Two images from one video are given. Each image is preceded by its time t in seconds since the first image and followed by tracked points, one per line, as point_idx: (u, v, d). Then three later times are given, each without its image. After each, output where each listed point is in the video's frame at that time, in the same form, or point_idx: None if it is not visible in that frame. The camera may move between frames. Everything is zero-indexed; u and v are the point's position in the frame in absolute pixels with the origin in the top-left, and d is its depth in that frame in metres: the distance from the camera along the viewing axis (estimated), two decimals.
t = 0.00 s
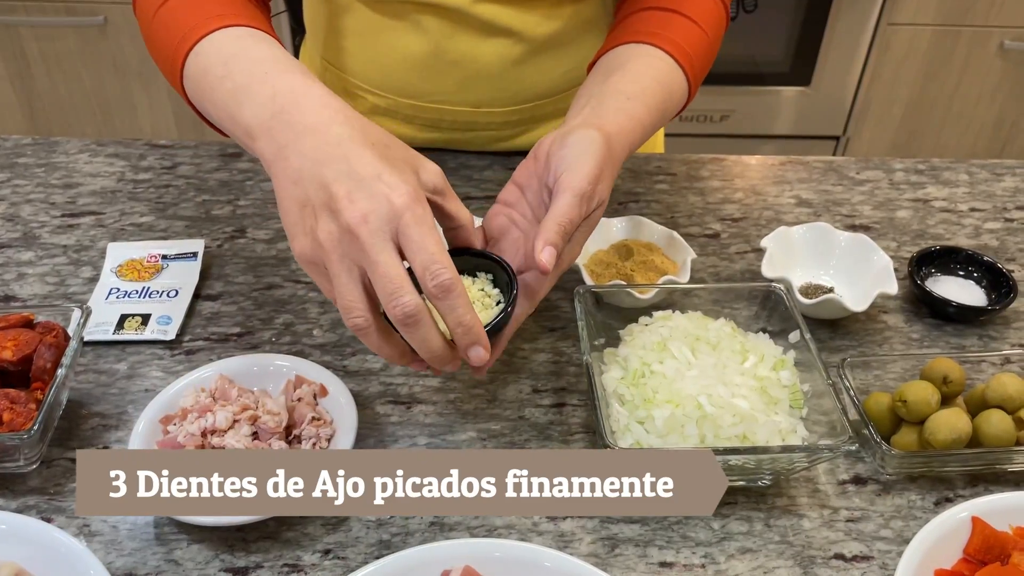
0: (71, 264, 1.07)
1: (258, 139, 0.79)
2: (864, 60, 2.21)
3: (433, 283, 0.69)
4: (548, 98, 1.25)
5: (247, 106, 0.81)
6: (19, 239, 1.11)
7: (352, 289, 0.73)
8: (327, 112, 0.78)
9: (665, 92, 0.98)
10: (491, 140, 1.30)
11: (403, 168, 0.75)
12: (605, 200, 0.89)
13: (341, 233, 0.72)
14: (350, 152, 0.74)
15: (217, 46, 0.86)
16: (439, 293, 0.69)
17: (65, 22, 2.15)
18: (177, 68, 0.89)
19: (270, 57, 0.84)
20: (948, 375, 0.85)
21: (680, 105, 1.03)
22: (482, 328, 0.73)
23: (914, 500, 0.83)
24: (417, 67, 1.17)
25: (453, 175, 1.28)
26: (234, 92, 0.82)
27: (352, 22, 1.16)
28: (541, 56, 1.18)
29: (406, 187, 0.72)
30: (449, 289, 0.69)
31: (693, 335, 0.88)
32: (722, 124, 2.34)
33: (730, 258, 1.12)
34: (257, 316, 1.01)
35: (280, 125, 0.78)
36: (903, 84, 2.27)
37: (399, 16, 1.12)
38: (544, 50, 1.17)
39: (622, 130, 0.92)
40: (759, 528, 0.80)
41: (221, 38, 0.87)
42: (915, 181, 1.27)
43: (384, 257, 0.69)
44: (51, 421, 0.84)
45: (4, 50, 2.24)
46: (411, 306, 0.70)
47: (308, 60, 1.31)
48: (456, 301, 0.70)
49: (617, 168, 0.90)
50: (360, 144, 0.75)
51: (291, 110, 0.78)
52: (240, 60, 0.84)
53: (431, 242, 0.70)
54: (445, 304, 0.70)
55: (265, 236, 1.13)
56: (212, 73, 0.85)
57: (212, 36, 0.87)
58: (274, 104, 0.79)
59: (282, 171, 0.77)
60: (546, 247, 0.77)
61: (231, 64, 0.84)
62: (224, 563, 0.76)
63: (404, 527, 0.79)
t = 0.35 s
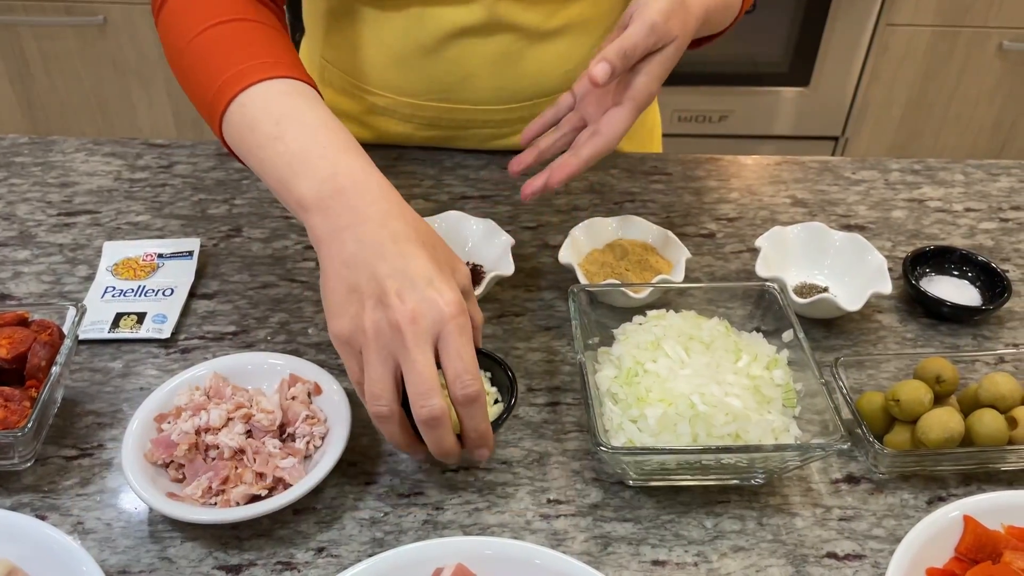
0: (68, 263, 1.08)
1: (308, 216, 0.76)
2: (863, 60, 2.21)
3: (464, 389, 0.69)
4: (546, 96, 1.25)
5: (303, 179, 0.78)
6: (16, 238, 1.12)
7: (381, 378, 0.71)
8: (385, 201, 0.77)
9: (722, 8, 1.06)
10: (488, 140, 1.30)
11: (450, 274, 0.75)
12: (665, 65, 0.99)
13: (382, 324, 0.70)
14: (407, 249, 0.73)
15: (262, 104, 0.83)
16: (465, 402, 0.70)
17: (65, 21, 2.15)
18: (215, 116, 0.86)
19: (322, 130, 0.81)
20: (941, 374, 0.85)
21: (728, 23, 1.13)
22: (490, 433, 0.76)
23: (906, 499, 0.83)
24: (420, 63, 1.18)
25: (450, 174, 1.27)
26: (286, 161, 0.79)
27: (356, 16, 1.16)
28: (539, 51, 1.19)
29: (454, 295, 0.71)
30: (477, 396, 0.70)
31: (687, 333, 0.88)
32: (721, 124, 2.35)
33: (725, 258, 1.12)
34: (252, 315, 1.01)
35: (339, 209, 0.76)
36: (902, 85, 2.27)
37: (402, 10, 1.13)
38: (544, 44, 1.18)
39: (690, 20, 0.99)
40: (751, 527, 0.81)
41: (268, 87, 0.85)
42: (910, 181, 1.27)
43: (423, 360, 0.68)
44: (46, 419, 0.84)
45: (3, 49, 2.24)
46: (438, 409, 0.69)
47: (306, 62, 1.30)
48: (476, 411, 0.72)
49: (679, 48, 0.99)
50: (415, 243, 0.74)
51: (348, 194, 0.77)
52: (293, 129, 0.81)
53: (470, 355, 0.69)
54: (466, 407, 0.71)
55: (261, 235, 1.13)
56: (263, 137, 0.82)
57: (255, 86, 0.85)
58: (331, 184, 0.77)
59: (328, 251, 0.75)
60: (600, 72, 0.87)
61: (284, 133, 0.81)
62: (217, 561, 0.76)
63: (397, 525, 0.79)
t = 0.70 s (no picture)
0: (52, 264, 1.09)
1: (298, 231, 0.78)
2: (856, 61, 2.22)
3: (436, 409, 0.72)
4: (539, 97, 1.26)
5: (295, 193, 0.80)
6: (2, 239, 1.13)
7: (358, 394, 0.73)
8: (375, 222, 0.79)
9: None
10: (486, 139, 1.32)
11: (431, 297, 0.77)
12: (726, 19, 1.13)
13: (362, 340, 0.72)
14: (392, 271, 0.75)
15: (262, 116, 0.85)
16: (436, 420, 0.72)
17: (62, 23, 2.17)
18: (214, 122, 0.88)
19: (320, 145, 0.83)
20: (906, 374, 0.87)
21: None
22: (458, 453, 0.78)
23: (871, 497, 0.85)
24: (422, 61, 1.19)
25: (433, 177, 1.29)
26: (280, 175, 0.81)
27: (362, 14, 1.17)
28: (538, 50, 1.21)
29: (433, 319, 0.73)
30: (448, 416, 0.72)
31: (657, 334, 0.90)
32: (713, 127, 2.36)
33: (702, 260, 1.14)
34: (234, 316, 1.02)
35: (329, 224, 0.78)
36: (893, 88, 2.29)
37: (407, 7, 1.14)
38: (536, 42, 1.20)
39: None
40: (718, 524, 0.82)
41: (269, 98, 0.86)
42: (887, 184, 1.29)
43: (400, 378, 0.71)
44: (27, 418, 0.85)
45: None
46: (410, 426, 0.71)
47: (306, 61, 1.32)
48: (445, 431, 0.74)
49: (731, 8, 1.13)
50: (399, 265, 0.76)
51: (339, 213, 0.79)
52: (289, 142, 0.83)
53: (444, 377, 0.72)
54: (437, 425, 0.73)
55: (244, 236, 1.14)
56: (261, 148, 0.84)
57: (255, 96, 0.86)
58: (322, 201, 0.79)
59: (315, 265, 0.77)
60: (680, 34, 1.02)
61: (280, 146, 0.83)
62: (192, 556, 0.78)
63: (370, 522, 0.81)
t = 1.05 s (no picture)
0: (6, 257, 1.09)
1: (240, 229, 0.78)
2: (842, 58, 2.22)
3: (351, 419, 0.72)
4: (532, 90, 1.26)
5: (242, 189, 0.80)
6: None
7: (278, 397, 0.73)
8: (320, 227, 0.79)
9: None
10: (484, 130, 1.31)
11: (365, 307, 0.77)
12: (733, 15, 1.16)
13: (285, 343, 0.73)
14: (326, 278, 0.75)
15: (223, 109, 0.85)
16: (350, 430, 0.73)
17: (48, 21, 2.17)
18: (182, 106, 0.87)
19: (276, 144, 0.83)
20: (848, 367, 0.87)
21: None
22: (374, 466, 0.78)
23: (811, 489, 0.85)
24: (423, 49, 1.18)
25: (394, 172, 1.29)
26: (231, 170, 0.81)
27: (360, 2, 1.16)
28: (536, 41, 1.20)
29: (359, 330, 0.74)
30: (362, 428, 0.73)
31: (601, 327, 0.90)
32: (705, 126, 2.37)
33: (657, 254, 1.14)
34: (185, 309, 1.03)
35: (273, 224, 0.78)
36: (880, 86, 2.29)
37: None
38: (533, 35, 1.19)
39: None
40: (656, 515, 0.82)
41: (234, 92, 0.86)
42: (847, 180, 1.29)
43: (316, 385, 0.71)
44: None
45: None
46: (322, 433, 0.72)
47: (306, 49, 1.32)
48: (361, 442, 0.74)
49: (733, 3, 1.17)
50: (336, 273, 0.76)
51: (282, 214, 0.79)
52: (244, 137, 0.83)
53: (360, 389, 0.72)
54: (350, 436, 0.73)
55: (200, 230, 1.15)
56: (217, 139, 0.84)
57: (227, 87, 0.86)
58: (266, 200, 0.79)
59: (250, 264, 0.77)
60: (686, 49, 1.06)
61: (234, 138, 0.83)
62: (127, 547, 0.78)
63: (309, 514, 0.81)
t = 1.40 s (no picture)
0: None
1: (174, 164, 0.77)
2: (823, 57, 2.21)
3: (267, 357, 0.70)
4: (521, 79, 1.26)
5: (185, 133, 0.79)
6: None
7: (197, 331, 0.71)
8: (259, 174, 0.78)
9: None
10: (471, 121, 1.31)
11: (293, 249, 0.75)
12: (720, 23, 1.07)
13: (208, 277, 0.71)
14: (254, 220, 0.73)
15: (180, 60, 0.84)
16: (266, 370, 0.70)
17: (26, 19, 2.16)
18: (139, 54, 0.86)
19: (225, 94, 0.82)
20: (765, 362, 0.88)
21: None
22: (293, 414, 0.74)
23: (727, 484, 0.85)
24: (410, 35, 1.18)
25: (337, 168, 1.28)
26: (176, 111, 0.81)
27: None
28: (524, 28, 1.20)
29: (282, 273, 0.72)
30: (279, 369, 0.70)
31: (522, 322, 0.90)
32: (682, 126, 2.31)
33: (594, 251, 1.14)
34: (114, 305, 1.02)
35: (211, 164, 0.77)
36: (859, 85, 2.29)
37: None
38: (520, 25, 1.19)
39: None
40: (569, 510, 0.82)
41: (189, 44, 0.85)
42: (791, 177, 1.29)
43: (232, 324, 0.69)
44: None
45: None
46: (237, 368, 0.69)
47: (295, 40, 1.33)
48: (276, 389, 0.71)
49: (723, 13, 1.08)
50: (269, 218, 0.75)
51: (221, 154, 0.78)
52: (194, 85, 0.82)
53: (277, 334, 0.70)
54: (266, 384, 0.71)
55: (136, 226, 1.14)
56: (168, 86, 0.83)
57: (189, 40, 0.85)
58: (205, 143, 0.78)
59: (182, 201, 0.76)
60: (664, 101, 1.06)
61: (183, 86, 0.82)
62: (34, 542, 0.77)
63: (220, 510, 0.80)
